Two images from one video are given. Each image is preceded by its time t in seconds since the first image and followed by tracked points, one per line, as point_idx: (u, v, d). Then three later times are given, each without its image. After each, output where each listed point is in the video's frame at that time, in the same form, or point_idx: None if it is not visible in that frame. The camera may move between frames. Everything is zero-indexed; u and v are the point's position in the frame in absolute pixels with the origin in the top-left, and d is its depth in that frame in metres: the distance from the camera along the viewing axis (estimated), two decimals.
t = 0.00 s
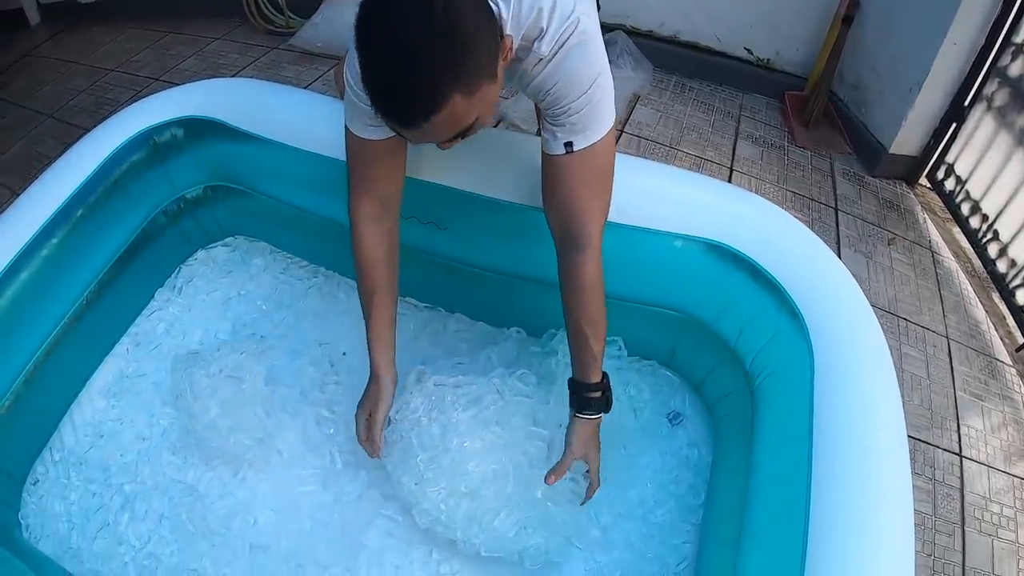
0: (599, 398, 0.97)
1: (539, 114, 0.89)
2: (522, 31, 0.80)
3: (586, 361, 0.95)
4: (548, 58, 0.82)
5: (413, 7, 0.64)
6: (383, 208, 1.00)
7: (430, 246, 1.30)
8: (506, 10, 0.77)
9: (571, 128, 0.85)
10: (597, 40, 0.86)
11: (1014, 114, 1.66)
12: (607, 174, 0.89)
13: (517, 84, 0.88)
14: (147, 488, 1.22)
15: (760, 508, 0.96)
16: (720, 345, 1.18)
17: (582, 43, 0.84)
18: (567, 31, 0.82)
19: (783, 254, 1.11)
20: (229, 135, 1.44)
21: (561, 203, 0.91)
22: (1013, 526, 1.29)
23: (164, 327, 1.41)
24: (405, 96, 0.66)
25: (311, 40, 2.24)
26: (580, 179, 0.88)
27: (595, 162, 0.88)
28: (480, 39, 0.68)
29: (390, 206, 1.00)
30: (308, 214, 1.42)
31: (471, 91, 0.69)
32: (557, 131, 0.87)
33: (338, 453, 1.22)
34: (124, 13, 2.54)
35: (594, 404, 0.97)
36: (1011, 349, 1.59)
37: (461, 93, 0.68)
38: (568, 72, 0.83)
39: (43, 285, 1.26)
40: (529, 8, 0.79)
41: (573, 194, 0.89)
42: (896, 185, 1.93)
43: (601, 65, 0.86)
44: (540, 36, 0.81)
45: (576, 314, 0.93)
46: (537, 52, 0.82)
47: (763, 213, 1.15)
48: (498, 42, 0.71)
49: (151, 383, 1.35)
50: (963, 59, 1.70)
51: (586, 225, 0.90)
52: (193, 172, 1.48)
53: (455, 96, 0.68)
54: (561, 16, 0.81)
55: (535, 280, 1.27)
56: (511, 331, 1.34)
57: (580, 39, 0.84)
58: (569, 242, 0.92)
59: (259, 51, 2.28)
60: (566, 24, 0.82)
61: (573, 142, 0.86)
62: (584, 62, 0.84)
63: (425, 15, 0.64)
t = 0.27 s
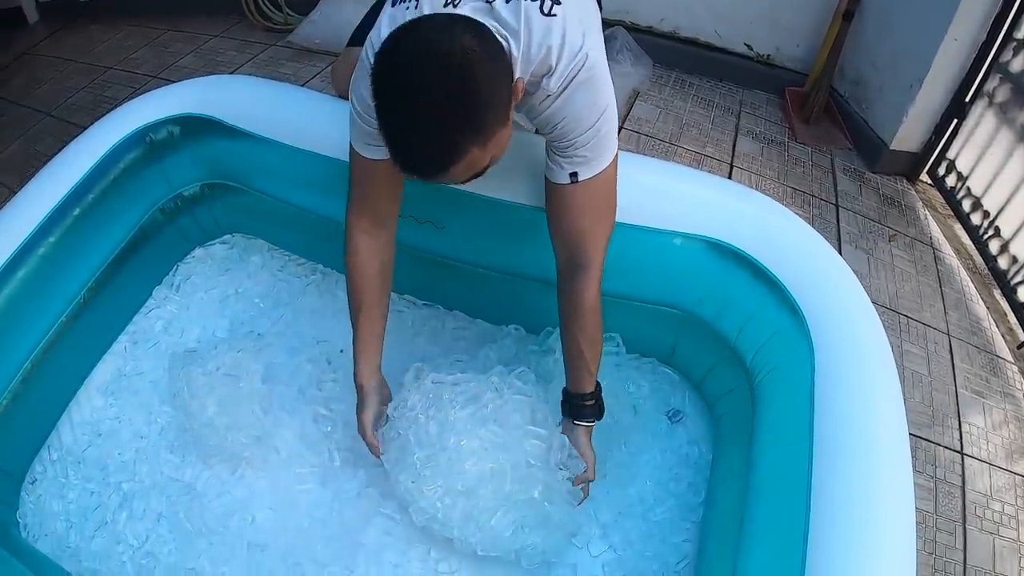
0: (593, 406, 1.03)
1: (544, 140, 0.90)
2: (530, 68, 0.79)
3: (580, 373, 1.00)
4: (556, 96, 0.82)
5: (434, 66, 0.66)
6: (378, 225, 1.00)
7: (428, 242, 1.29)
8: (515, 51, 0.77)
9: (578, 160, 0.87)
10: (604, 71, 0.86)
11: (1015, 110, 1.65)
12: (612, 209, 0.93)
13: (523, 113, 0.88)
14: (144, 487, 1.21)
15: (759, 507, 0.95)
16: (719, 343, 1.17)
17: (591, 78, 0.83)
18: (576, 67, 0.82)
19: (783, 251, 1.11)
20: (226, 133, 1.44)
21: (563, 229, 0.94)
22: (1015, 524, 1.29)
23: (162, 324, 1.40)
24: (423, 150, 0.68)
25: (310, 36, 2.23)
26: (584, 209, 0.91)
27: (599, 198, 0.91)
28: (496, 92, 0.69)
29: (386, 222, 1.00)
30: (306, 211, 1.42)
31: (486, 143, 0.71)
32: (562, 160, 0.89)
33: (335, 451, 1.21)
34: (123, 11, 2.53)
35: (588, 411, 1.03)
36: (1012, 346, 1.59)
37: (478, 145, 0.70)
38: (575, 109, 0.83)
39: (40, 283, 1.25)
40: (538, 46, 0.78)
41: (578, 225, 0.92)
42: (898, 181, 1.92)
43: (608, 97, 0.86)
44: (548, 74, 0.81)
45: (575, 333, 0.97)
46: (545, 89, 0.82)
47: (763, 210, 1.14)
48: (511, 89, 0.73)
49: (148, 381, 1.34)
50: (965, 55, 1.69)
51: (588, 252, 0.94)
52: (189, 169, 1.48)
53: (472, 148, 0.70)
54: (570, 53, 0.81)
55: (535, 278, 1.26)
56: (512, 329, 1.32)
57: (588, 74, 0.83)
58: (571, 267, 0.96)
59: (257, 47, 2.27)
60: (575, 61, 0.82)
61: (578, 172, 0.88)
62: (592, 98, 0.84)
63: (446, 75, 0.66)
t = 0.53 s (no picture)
0: (590, 399, 1.02)
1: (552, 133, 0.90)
2: (542, 61, 0.79)
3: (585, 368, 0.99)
4: (567, 88, 0.82)
5: (449, 53, 0.66)
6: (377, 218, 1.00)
7: (425, 241, 1.29)
8: (528, 43, 0.76)
9: (588, 153, 0.88)
10: (612, 66, 0.86)
11: (1015, 107, 1.65)
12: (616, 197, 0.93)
13: (531, 108, 0.88)
14: (142, 487, 1.21)
15: (758, 507, 0.95)
16: (718, 342, 1.16)
17: (600, 71, 0.84)
18: (586, 60, 0.82)
19: (782, 250, 1.10)
20: (222, 132, 1.43)
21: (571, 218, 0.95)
22: (1015, 523, 1.28)
23: (159, 324, 1.40)
24: (436, 136, 0.68)
25: (307, 34, 2.22)
26: (591, 201, 0.92)
27: (603, 186, 0.91)
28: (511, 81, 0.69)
29: (385, 217, 1.01)
30: (303, 210, 1.41)
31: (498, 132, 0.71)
32: (573, 153, 0.89)
33: (333, 451, 1.21)
34: (120, 9, 2.53)
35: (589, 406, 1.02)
36: (1012, 344, 1.58)
37: (491, 133, 0.70)
38: (585, 101, 0.84)
39: (36, 283, 1.25)
40: (550, 39, 0.78)
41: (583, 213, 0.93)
42: (897, 179, 1.91)
43: (617, 91, 0.86)
44: (559, 66, 0.81)
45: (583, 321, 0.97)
46: (556, 81, 0.82)
47: (762, 209, 1.14)
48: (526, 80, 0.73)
49: (145, 380, 1.33)
50: (965, 52, 1.69)
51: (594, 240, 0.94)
52: (186, 168, 1.47)
53: (484, 136, 0.69)
54: (581, 46, 0.81)
55: (534, 277, 1.25)
56: (510, 328, 1.32)
57: (597, 68, 0.83)
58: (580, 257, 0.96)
59: (254, 46, 2.26)
60: (586, 55, 0.82)
61: (590, 165, 0.89)
62: (601, 92, 0.84)
63: (462, 61, 0.65)
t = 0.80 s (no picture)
0: (580, 374, 1.02)
1: (553, 100, 0.90)
2: (539, 16, 0.79)
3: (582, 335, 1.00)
4: (566, 44, 0.83)
5: None
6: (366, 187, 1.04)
7: (421, 242, 1.28)
8: None
9: (592, 111, 0.87)
10: (606, 26, 0.87)
11: (1014, 107, 1.64)
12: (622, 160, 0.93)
13: (529, 73, 0.88)
14: (139, 490, 1.21)
15: (756, 509, 0.94)
16: (715, 343, 1.16)
17: (596, 29, 0.85)
18: (581, 18, 0.83)
19: (780, 250, 1.10)
20: (218, 133, 1.43)
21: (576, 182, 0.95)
22: (1013, 523, 1.28)
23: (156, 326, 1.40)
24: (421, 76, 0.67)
25: (304, 35, 2.22)
26: (600, 164, 0.92)
27: (611, 150, 0.92)
28: (496, 23, 0.68)
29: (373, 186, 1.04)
30: (299, 212, 1.41)
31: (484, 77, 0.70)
32: (577, 115, 0.88)
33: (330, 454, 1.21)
34: (117, 11, 2.52)
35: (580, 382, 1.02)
36: (1010, 344, 1.58)
37: (476, 76, 0.68)
38: (584, 57, 0.84)
39: (31, 287, 1.25)
40: None
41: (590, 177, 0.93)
42: (895, 179, 1.91)
43: (613, 50, 0.87)
44: (557, 21, 0.81)
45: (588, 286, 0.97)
46: (554, 38, 0.82)
47: (759, 209, 1.13)
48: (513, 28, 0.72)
49: (142, 383, 1.33)
50: (962, 52, 1.68)
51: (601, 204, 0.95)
52: (182, 170, 1.47)
53: (468, 77, 0.68)
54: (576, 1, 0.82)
55: (530, 278, 1.25)
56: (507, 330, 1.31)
57: (593, 26, 0.84)
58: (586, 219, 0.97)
59: (251, 47, 2.26)
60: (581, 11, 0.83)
61: (595, 125, 0.88)
62: (599, 49, 0.85)
63: None
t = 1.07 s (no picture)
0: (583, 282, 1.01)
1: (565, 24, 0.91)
2: None
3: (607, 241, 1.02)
4: None
5: None
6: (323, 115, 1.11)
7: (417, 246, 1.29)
8: None
9: (610, 26, 0.89)
10: None
11: (1010, 108, 1.65)
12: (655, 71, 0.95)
13: None
14: (138, 493, 1.21)
15: (750, 512, 0.95)
16: (710, 346, 1.17)
17: None
18: None
19: (774, 254, 1.10)
20: (216, 138, 1.43)
21: (614, 98, 0.95)
22: (1008, 523, 1.29)
23: (154, 330, 1.40)
24: None
25: (301, 38, 2.23)
26: (637, 76, 0.93)
27: (646, 61, 0.93)
28: None
29: (332, 111, 1.11)
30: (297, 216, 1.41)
31: None
32: (594, 36, 0.90)
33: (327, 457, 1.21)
34: (114, 14, 2.53)
35: (577, 290, 1.00)
36: (1005, 344, 1.59)
37: None
38: None
39: (30, 291, 1.25)
40: None
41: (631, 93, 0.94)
42: (891, 180, 1.91)
43: None
44: None
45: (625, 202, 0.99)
46: None
47: (754, 213, 1.14)
48: None
49: (140, 386, 1.34)
50: (957, 53, 1.69)
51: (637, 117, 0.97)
52: (180, 174, 1.47)
53: None
54: None
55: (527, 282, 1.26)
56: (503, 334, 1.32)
57: None
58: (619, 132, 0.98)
59: (248, 50, 2.26)
60: None
61: (613, 43, 0.90)
62: None
63: None
